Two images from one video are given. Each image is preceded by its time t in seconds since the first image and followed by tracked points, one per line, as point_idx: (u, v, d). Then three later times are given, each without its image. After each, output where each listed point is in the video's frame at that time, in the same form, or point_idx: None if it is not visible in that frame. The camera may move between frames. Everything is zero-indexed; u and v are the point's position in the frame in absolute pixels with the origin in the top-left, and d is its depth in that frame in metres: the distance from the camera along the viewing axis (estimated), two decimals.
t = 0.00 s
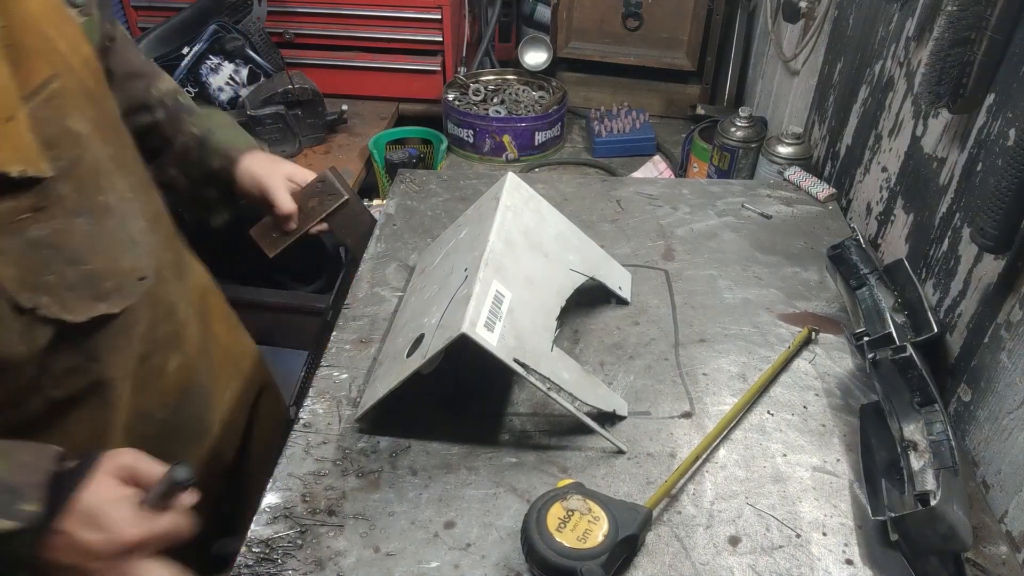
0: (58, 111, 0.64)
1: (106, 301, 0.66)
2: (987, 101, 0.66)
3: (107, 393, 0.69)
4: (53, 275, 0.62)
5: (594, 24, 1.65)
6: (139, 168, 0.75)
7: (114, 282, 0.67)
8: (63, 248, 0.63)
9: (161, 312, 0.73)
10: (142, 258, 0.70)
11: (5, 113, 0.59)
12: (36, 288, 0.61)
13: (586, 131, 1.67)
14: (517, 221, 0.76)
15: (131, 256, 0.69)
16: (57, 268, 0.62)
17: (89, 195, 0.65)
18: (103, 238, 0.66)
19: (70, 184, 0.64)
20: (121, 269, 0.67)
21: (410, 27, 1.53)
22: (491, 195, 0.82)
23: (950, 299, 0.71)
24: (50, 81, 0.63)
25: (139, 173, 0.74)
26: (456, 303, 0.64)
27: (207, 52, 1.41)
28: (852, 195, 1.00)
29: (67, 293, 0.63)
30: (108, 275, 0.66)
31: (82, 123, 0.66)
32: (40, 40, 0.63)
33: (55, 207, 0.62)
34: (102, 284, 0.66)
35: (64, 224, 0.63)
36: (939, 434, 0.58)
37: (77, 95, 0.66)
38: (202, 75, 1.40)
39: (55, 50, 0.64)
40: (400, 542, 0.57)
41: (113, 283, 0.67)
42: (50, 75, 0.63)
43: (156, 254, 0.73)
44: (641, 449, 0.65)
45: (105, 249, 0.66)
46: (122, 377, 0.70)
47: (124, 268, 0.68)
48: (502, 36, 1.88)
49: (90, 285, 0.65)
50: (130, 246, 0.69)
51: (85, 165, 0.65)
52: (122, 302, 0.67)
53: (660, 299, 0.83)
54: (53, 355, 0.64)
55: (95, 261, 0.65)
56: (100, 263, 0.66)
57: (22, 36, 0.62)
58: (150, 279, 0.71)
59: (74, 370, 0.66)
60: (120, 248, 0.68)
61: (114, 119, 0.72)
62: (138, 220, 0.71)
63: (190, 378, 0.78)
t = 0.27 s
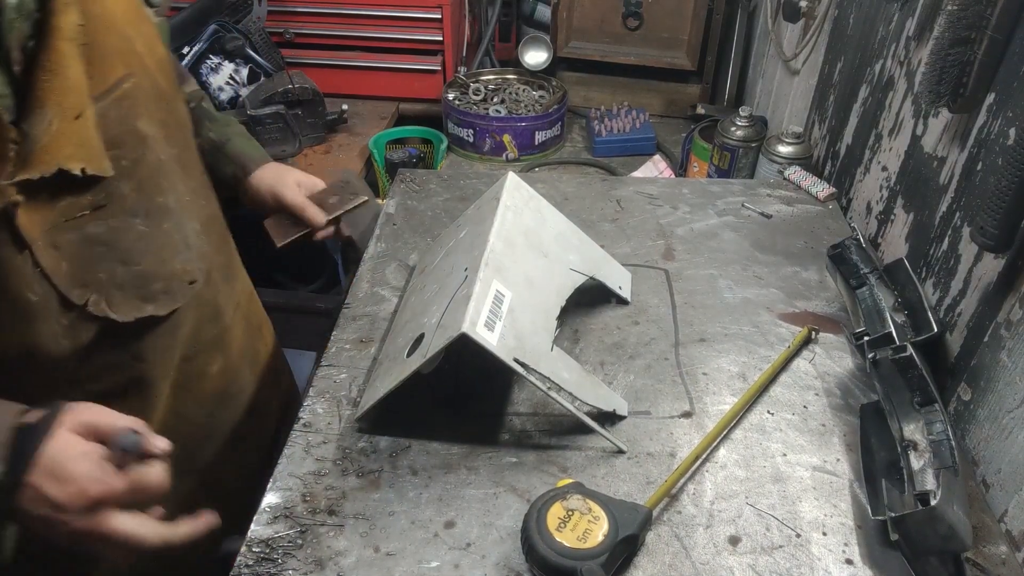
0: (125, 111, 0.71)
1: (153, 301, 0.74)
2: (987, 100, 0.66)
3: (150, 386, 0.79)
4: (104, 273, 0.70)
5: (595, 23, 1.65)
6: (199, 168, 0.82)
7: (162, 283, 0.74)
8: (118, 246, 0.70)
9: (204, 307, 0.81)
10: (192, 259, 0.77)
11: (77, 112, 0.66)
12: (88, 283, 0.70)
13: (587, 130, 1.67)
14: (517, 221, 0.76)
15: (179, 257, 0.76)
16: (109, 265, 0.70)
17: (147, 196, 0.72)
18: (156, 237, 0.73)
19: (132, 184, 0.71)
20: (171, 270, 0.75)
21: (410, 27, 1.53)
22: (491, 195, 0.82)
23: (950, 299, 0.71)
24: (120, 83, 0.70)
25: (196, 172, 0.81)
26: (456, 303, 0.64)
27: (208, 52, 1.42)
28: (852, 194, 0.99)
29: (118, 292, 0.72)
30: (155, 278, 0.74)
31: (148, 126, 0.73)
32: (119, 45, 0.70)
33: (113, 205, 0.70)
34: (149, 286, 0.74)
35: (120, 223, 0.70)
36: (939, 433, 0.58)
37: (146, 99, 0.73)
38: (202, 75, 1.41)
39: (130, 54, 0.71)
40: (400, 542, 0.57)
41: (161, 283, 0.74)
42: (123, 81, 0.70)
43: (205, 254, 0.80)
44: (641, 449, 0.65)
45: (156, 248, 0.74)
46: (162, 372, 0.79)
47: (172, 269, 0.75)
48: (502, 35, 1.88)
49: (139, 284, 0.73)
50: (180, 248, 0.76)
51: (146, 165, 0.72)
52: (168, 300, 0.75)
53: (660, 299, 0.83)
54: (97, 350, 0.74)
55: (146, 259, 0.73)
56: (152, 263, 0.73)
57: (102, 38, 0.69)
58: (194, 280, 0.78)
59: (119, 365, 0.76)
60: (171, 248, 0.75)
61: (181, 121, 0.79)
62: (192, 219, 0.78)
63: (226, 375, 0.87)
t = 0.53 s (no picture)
0: (136, 102, 0.71)
1: (168, 290, 0.75)
2: (987, 100, 0.66)
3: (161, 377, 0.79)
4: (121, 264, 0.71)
5: (595, 24, 1.65)
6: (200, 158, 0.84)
7: (176, 271, 0.76)
8: (134, 237, 0.71)
9: (210, 296, 0.82)
10: (200, 249, 0.79)
11: (95, 104, 0.65)
12: (106, 275, 0.70)
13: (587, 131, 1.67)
14: (517, 221, 0.76)
15: (191, 247, 0.77)
16: (126, 256, 0.71)
17: (159, 187, 0.73)
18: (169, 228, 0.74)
19: (145, 175, 0.72)
20: (184, 259, 0.76)
21: (410, 27, 1.53)
22: (491, 195, 0.82)
23: (950, 299, 0.71)
24: (130, 75, 0.70)
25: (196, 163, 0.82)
26: (455, 303, 0.64)
27: (208, 52, 1.42)
28: (852, 194, 1.00)
29: (135, 282, 0.72)
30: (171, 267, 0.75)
31: (157, 118, 0.73)
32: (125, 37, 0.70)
33: (129, 197, 0.70)
34: (166, 276, 0.75)
35: (137, 214, 0.71)
36: (939, 434, 0.58)
37: (153, 90, 0.73)
38: (202, 75, 1.40)
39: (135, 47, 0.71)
40: (400, 542, 0.57)
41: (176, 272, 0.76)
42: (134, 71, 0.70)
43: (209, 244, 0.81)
44: (641, 449, 0.65)
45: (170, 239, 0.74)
46: (174, 361, 0.79)
47: (185, 258, 0.77)
48: (502, 35, 1.88)
49: (154, 275, 0.73)
50: (191, 238, 0.78)
51: (157, 157, 0.73)
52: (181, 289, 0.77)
53: (660, 299, 0.83)
54: (113, 340, 0.74)
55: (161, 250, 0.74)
56: (167, 252, 0.74)
57: (111, 30, 0.68)
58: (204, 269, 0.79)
59: (131, 354, 0.75)
60: (183, 238, 0.76)
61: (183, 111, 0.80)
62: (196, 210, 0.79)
63: (229, 364, 0.88)
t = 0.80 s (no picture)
0: (89, 104, 0.71)
1: (137, 290, 0.76)
2: (988, 100, 0.66)
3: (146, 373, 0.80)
4: (87, 267, 0.72)
5: (594, 24, 1.65)
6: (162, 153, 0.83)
7: (142, 270, 0.76)
8: (96, 239, 0.72)
9: (175, 293, 0.83)
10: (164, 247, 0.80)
11: (52, 112, 0.66)
12: (73, 279, 0.71)
13: (587, 131, 1.67)
14: (517, 221, 0.76)
15: (154, 246, 0.78)
16: (92, 260, 0.72)
17: (117, 188, 0.73)
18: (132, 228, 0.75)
19: (102, 177, 0.72)
20: (150, 258, 0.77)
21: (410, 27, 1.53)
22: (491, 194, 0.82)
23: (950, 299, 0.71)
24: (80, 77, 0.70)
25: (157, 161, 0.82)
26: (455, 303, 0.64)
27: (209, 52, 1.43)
28: (852, 194, 1.00)
29: (102, 284, 0.73)
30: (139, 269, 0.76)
31: (111, 119, 0.74)
32: (72, 41, 0.69)
33: (88, 199, 0.71)
34: (134, 277, 0.75)
35: (98, 217, 0.71)
36: (939, 433, 0.58)
37: (106, 91, 0.73)
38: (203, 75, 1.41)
39: (84, 50, 0.71)
40: (400, 542, 0.57)
41: (143, 274, 0.76)
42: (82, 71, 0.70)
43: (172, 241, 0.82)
44: (642, 449, 0.65)
45: (134, 240, 0.75)
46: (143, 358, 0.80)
47: (150, 256, 0.77)
48: (502, 36, 1.88)
49: (122, 276, 0.74)
50: (154, 236, 0.78)
51: (114, 159, 0.73)
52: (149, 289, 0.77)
53: (660, 299, 0.83)
54: (86, 341, 0.75)
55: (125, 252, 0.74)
56: (132, 253, 0.75)
57: (56, 35, 0.68)
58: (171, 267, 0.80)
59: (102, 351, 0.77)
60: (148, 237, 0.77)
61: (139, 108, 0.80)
62: (157, 208, 0.80)
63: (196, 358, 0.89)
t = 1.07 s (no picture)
0: (125, 95, 0.70)
1: (162, 285, 0.75)
2: (987, 101, 0.66)
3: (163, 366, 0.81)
4: (110, 260, 0.71)
5: (594, 24, 1.65)
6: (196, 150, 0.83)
7: (171, 266, 0.75)
8: (123, 233, 0.71)
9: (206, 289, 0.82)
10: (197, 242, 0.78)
11: (78, 102, 0.66)
12: (95, 272, 0.70)
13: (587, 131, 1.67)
14: (517, 221, 0.76)
15: (187, 242, 0.77)
16: (117, 253, 0.71)
17: (150, 181, 0.73)
18: (161, 222, 0.74)
19: (134, 170, 0.71)
20: (184, 253, 0.76)
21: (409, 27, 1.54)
22: (491, 195, 0.82)
23: (950, 299, 0.71)
24: (114, 69, 0.69)
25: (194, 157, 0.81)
26: (455, 303, 0.64)
27: (209, 53, 1.44)
28: (852, 194, 1.00)
29: (126, 278, 0.73)
30: (165, 264, 0.75)
31: (147, 111, 0.73)
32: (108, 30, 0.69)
33: (116, 192, 0.70)
34: (158, 271, 0.75)
35: (123, 210, 0.71)
36: (939, 434, 0.59)
37: (144, 81, 0.72)
38: (203, 75, 1.43)
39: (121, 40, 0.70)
40: (400, 542, 0.57)
41: (171, 268, 0.76)
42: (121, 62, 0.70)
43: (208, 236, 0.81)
44: (642, 449, 0.65)
45: (164, 235, 0.74)
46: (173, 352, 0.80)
47: (181, 252, 0.76)
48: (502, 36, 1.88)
49: (146, 271, 0.74)
50: (187, 231, 0.77)
51: (149, 151, 0.72)
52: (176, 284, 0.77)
53: (660, 299, 0.83)
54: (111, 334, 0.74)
55: (149, 247, 0.73)
56: (159, 248, 0.74)
57: (93, 25, 0.68)
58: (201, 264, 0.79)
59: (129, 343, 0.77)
60: (182, 233, 0.76)
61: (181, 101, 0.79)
62: (193, 203, 0.79)
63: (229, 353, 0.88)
